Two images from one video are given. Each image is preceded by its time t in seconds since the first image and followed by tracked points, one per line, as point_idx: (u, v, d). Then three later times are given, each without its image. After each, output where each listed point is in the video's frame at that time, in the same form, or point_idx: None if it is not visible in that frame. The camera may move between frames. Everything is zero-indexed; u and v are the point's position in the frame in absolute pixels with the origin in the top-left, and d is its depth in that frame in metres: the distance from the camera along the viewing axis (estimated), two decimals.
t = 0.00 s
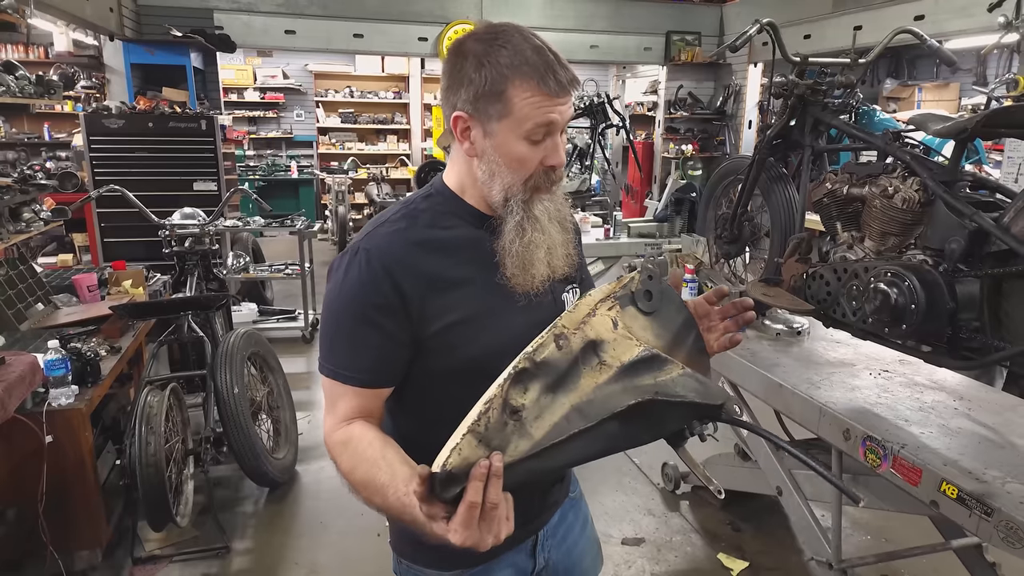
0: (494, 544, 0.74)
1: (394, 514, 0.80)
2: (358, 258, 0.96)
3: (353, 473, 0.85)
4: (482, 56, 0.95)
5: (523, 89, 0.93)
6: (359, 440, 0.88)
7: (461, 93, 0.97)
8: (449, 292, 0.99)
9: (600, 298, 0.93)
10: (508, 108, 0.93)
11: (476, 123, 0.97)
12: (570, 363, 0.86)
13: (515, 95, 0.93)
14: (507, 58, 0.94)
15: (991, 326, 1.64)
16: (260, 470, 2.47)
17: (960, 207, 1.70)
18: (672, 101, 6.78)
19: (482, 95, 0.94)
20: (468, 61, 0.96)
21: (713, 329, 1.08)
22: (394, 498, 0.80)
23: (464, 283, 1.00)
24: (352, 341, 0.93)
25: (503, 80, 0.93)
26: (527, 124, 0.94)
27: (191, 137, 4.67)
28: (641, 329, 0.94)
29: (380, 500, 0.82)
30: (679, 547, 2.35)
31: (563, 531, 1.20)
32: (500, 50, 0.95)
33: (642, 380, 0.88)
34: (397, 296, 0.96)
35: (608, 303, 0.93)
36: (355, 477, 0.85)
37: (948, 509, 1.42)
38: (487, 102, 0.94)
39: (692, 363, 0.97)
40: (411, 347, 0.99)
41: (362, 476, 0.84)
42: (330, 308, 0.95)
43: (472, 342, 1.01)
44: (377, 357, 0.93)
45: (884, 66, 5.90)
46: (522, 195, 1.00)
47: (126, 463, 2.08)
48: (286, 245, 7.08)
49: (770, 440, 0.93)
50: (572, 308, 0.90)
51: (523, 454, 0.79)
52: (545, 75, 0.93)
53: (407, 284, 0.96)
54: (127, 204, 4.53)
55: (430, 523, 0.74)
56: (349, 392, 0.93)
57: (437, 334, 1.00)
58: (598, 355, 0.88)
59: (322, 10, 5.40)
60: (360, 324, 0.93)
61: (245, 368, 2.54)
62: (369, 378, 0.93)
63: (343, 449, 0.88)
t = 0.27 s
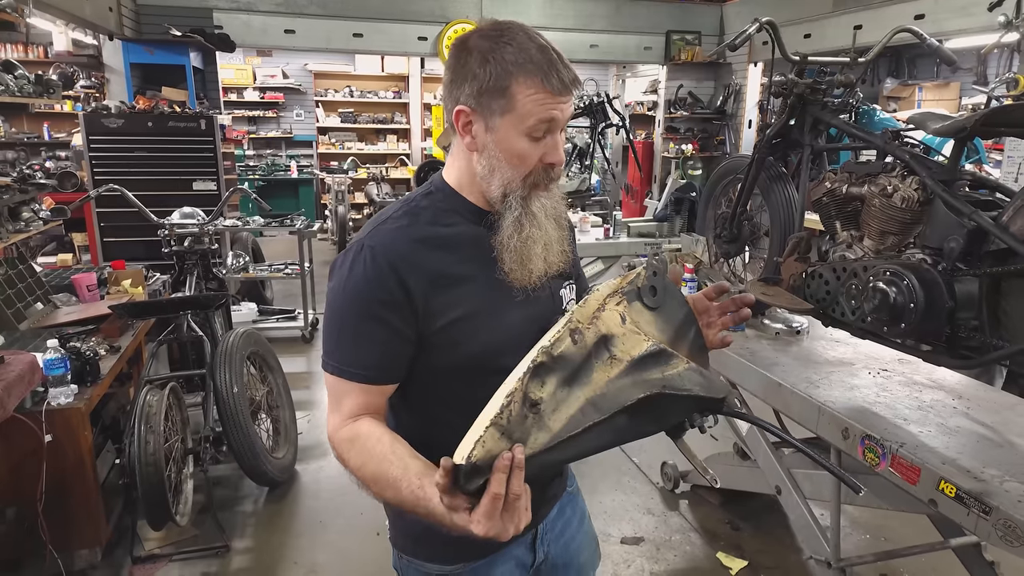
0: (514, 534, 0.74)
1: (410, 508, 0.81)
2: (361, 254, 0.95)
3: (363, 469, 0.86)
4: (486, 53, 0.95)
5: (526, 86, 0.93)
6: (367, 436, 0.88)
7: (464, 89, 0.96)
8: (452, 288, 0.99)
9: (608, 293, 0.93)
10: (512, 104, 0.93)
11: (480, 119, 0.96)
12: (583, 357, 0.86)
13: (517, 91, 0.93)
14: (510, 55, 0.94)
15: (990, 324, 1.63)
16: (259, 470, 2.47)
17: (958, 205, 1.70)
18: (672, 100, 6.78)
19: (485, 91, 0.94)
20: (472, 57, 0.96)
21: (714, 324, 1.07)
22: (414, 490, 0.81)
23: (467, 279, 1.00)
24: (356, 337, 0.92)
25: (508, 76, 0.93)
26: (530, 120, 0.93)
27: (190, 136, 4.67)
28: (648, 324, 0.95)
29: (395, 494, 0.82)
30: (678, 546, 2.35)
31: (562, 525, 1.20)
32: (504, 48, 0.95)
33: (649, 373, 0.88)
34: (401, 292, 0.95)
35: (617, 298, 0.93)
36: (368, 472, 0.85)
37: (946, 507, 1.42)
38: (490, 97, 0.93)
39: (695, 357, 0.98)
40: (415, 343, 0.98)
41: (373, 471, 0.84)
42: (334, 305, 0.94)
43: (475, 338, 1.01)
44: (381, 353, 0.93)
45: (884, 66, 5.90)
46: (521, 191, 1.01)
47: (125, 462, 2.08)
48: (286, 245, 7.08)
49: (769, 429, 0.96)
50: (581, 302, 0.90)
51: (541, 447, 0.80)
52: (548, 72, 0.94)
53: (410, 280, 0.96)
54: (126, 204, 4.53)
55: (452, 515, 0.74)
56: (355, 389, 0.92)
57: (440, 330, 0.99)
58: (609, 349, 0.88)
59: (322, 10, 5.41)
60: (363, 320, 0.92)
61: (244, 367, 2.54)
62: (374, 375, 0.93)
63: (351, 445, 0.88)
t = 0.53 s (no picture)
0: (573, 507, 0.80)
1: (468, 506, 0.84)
2: (377, 268, 0.88)
3: (404, 481, 0.84)
4: (509, 54, 0.93)
5: (561, 88, 0.95)
6: (401, 448, 0.85)
7: (495, 94, 0.92)
8: (472, 296, 0.95)
9: (612, 279, 1.11)
10: (552, 107, 0.94)
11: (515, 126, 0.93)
12: (608, 336, 1.02)
13: (549, 90, 0.94)
14: (541, 60, 0.93)
15: (987, 324, 1.63)
16: (257, 471, 2.47)
17: (954, 205, 1.69)
18: (670, 101, 6.78)
19: (517, 91, 0.92)
20: (490, 61, 0.93)
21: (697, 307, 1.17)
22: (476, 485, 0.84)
23: (485, 286, 0.97)
24: (377, 356, 0.86)
25: (545, 80, 0.93)
26: (565, 119, 0.97)
27: (189, 137, 4.67)
28: (648, 304, 1.10)
29: (452, 494, 0.84)
30: (677, 546, 2.35)
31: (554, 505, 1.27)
32: (531, 51, 0.94)
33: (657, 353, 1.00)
34: (425, 305, 0.90)
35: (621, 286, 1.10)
36: (411, 483, 0.84)
37: (943, 507, 1.43)
38: (526, 96, 0.92)
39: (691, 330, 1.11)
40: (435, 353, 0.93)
41: (418, 480, 0.84)
42: (349, 324, 0.87)
43: (492, 347, 0.98)
44: (404, 369, 0.87)
45: (882, 66, 5.91)
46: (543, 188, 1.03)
47: (123, 464, 2.08)
48: (285, 246, 7.09)
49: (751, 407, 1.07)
50: (594, 291, 1.08)
51: (592, 418, 0.90)
52: (571, 72, 0.97)
53: (434, 290, 0.90)
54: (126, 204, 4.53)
55: (517, 496, 0.80)
56: (375, 406, 0.87)
57: (463, 340, 0.95)
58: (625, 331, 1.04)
59: (321, 11, 5.42)
60: (388, 338, 0.86)
61: (242, 368, 2.54)
62: (395, 390, 0.87)
63: (384, 460, 0.84)
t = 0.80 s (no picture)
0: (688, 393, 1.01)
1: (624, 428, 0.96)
2: (447, 283, 0.88)
3: (565, 447, 0.93)
4: (495, 59, 0.95)
5: (544, 90, 0.99)
6: (549, 425, 0.94)
7: (485, 97, 0.95)
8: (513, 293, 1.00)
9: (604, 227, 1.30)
10: (535, 108, 0.98)
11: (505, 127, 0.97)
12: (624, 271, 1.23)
13: (534, 91, 0.98)
14: (525, 64, 0.97)
15: (985, 324, 1.63)
16: (256, 471, 2.47)
17: (952, 206, 1.69)
18: (669, 101, 6.79)
19: (507, 95, 0.95)
20: (478, 66, 0.95)
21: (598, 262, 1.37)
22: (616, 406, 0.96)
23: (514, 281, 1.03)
24: (473, 366, 0.88)
25: (531, 83, 0.97)
26: (547, 120, 1.01)
27: (188, 137, 4.67)
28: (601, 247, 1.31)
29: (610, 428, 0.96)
30: (675, 547, 2.35)
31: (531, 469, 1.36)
32: (516, 56, 0.97)
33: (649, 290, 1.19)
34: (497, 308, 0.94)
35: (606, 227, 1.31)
36: (566, 444, 0.93)
37: (942, 508, 1.42)
38: (517, 99, 0.95)
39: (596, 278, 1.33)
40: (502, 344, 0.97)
41: (575, 441, 0.94)
42: (426, 342, 0.88)
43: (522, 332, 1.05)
44: (498, 369, 0.90)
45: (882, 66, 5.92)
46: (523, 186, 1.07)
47: (121, 463, 2.08)
48: (285, 246, 7.08)
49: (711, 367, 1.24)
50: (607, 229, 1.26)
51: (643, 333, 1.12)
52: (550, 75, 1.02)
53: (497, 287, 0.93)
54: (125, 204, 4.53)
55: (673, 384, 0.96)
56: (502, 410, 0.91)
57: (514, 325, 0.99)
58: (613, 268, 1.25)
59: (321, 11, 5.45)
60: (474, 344, 0.88)
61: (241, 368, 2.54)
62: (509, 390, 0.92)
63: (544, 440, 0.92)
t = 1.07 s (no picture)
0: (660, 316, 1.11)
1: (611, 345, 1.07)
2: (428, 255, 0.99)
3: (566, 375, 1.02)
4: (432, 63, 1.07)
5: (479, 84, 1.09)
6: (550, 357, 1.03)
7: (426, 100, 1.07)
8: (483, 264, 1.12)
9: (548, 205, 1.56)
10: (474, 102, 1.09)
11: (449, 123, 1.08)
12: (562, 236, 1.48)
13: (470, 87, 1.09)
14: (459, 65, 1.08)
15: (985, 328, 1.61)
16: (249, 474, 2.45)
17: (951, 209, 1.67)
18: (669, 101, 6.77)
19: (444, 94, 1.06)
20: (417, 71, 1.07)
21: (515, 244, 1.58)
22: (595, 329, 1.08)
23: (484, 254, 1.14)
24: (463, 317, 0.98)
25: (466, 80, 1.08)
26: (487, 111, 1.12)
27: (185, 137, 4.64)
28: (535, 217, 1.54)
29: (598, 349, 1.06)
30: (670, 551, 2.34)
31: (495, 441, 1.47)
32: (450, 57, 1.08)
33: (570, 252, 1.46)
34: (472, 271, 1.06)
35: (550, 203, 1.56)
36: (569, 372, 1.03)
37: (939, 516, 1.41)
38: (454, 96, 1.06)
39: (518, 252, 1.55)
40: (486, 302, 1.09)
41: (573, 372, 1.03)
42: (424, 304, 0.99)
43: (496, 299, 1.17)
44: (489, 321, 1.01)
45: (882, 67, 5.90)
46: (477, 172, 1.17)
47: (113, 467, 2.06)
48: (283, 246, 7.07)
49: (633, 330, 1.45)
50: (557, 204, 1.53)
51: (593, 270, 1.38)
52: (487, 72, 1.13)
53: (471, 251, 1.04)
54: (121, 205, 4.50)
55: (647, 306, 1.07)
56: (502, 347, 1.01)
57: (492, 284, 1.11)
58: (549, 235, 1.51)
59: (319, 11, 5.46)
60: (462, 304, 0.99)
61: (234, 371, 2.52)
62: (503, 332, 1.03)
63: (546, 371, 1.01)
